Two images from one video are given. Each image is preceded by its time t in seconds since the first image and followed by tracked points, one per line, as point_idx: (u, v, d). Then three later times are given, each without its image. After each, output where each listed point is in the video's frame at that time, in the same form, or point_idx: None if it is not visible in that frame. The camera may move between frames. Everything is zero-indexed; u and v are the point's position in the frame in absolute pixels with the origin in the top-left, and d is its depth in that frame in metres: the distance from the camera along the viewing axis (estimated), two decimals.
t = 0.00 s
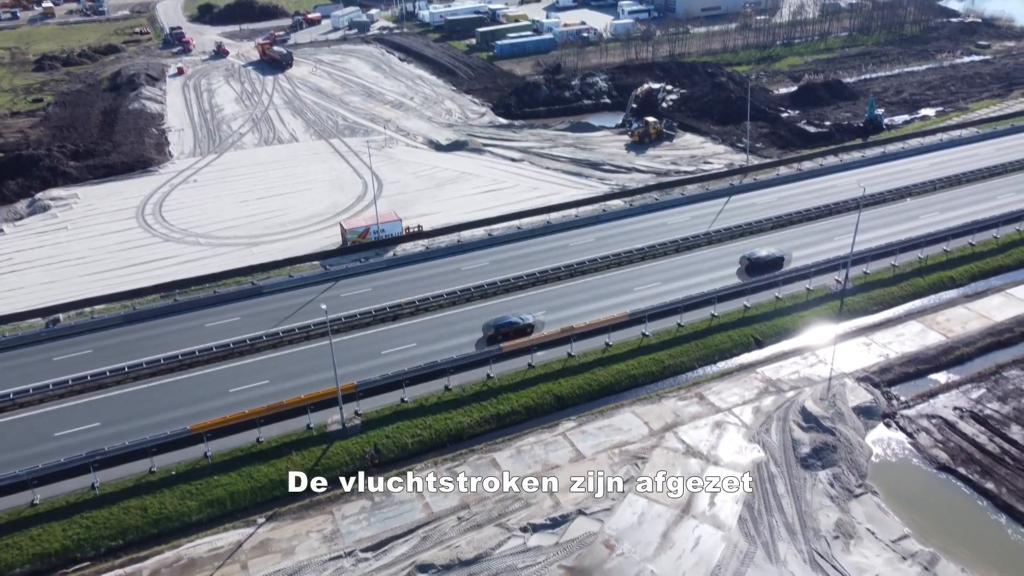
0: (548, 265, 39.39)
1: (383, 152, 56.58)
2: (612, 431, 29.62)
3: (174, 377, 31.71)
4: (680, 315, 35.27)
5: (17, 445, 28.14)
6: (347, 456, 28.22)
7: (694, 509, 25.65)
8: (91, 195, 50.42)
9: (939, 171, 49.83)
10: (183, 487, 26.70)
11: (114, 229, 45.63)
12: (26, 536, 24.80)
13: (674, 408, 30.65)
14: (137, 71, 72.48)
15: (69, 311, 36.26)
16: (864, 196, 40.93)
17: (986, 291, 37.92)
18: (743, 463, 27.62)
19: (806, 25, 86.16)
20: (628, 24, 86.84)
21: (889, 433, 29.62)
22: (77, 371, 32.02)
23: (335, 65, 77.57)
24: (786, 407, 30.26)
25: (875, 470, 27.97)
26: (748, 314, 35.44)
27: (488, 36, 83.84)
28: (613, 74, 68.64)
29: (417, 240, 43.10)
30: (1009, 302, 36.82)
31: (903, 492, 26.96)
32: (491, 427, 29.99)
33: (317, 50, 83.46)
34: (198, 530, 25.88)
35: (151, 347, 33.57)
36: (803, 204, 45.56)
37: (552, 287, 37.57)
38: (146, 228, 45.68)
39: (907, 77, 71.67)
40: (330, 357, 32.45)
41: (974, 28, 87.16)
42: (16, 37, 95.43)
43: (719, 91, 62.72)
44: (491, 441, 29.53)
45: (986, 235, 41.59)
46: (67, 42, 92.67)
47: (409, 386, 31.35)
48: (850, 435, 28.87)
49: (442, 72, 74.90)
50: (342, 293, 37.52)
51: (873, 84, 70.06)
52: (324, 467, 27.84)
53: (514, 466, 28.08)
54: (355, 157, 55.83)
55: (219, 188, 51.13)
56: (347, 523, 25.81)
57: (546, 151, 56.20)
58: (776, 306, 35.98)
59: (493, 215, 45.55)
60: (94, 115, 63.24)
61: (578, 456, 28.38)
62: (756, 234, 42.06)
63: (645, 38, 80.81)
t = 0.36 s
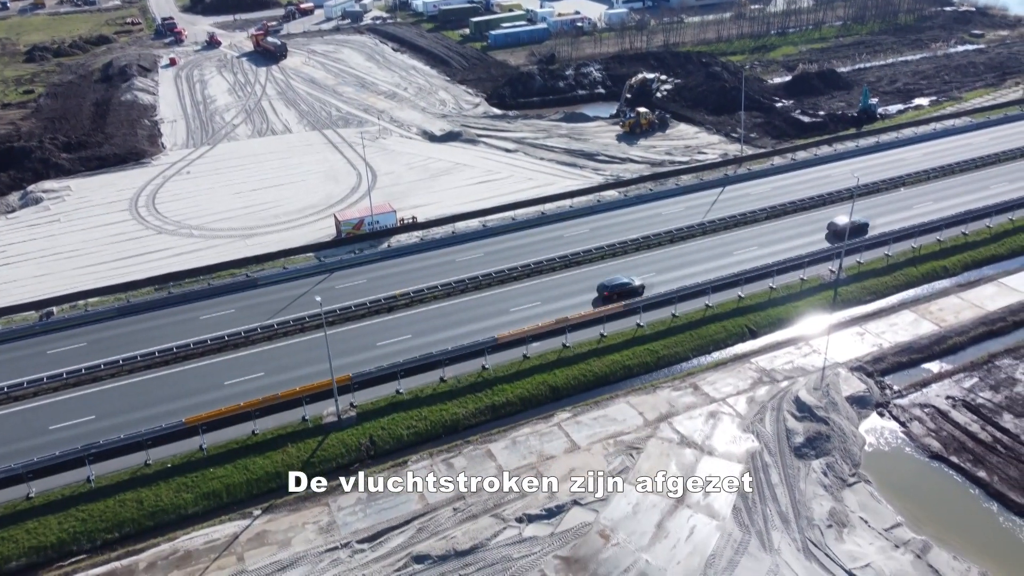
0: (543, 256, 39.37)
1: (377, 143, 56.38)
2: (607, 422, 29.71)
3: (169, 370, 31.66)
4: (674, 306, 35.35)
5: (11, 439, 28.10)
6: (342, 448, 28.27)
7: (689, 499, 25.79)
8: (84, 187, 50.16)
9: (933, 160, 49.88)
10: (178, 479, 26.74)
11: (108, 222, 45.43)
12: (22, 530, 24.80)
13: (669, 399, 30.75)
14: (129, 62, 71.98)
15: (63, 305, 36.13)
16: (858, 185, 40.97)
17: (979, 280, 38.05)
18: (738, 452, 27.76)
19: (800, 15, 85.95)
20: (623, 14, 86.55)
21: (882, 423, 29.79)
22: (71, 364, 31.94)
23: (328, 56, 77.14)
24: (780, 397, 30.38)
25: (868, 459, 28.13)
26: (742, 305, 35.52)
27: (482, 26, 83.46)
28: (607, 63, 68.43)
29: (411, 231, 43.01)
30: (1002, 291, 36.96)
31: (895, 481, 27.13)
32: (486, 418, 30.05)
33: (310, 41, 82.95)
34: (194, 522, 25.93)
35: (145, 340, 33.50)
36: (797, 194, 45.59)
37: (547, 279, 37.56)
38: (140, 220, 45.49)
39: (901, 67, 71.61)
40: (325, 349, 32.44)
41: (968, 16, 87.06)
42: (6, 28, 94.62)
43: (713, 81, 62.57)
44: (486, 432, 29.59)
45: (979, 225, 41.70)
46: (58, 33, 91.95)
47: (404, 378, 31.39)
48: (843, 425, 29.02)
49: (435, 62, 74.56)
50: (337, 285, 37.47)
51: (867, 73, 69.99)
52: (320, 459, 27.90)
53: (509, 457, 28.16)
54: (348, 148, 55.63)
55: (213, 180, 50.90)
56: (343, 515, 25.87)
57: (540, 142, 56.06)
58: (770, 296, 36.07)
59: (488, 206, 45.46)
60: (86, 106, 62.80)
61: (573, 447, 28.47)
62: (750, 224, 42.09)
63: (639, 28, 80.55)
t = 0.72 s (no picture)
0: (537, 247, 39.34)
1: (370, 134, 56.16)
2: (601, 412, 29.79)
3: (163, 363, 31.60)
4: (668, 296, 35.42)
5: (5, 432, 28.04)
6: (337, 440, 28.30)
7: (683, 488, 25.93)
8: (75, 180, 49.88)
9: (926, 150, 49.92)
10: (173, 472, 26.75)
11: (100, 214, 45.20)
12: (17, 523, 24.79)
13: (663, 389, 30.84)
14: (120, 52, 71.45)
15: (56, 297, 35.99)
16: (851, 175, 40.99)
17: (971, 269, 38.20)
18: (731, 442, 27.89)
19: (793, 4, 85.73)
20: (616, 4, 86.27)
21: (875, 411, 29.96)
22: (64, 357, 31.84)
23: (321, 46, 76.69)
24: (774, 386, 30.51)
25: (861, 448, 28.31)
26: (736, 295, 35.61)
27: (475, 16, 83.03)
28: (601, 53, 68.21)
29: (405, 222, 42.89)
30: (994, 280, 37.11)
31: (888, 470, 27.32)
32: (481, 408, 30.11)
33: (303, 31, 82.39)
34: (189, 515, 25.95)
35: (138, 332, 33.41)
36: (790, 184, 45.62)
37: (541, 269, 37.55)
38: (132, 212, 45.29)
39: (894, 56, 71.55)
40: (319, 341, 32.40)
41: (960, 6, 86.99)
42: None
43: (707, 71, 62.42)
44: (481, 423, 29.65)
45: (971, 214, 41.82)
46: (48, 23, 91.10)
47: (399, 369, 31.41)
48: (836, 414, 29.16)
49: (428, 53, 74.20)
50: (331, 277, 37.40)
51: (860, 62, 69.93)
52: (315, 451, 27.91)
53: (504, 448, 28.24)
54: (342, 139, 55.40)
55: (206, 171, 50.66)
56: (338, 506, 25.94)
57: (534, 132, 55.90)
58: (763, 286, 36.16)
59: (482, 197, 45.35)
60: (77, 98, 62.36)
61: (568, 437, 28.57)
62: (744, 214, 42.12)
63: (632, 18, 80.26)
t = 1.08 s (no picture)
0: (531, 237, 39.29)
1: (364, 124, 55.92)
2: (596, 402, 29.86)
3: (157, 355, 31.52)
4: (663, 285, 35.44)
5: None
6: (333, 431, 28.32)
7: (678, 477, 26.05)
8: (67, 171, 49.58)
9: (919, 138, 49.92)
10: (169, 464, 26.73)
11: (92, 206, 44.96)
12: (12, 516, 24.77)
13: (658, 378, 30.92)
14: (111, 43, 70.93)
15: (48, 289, 35.81)
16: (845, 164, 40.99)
17: (965, 258, 38.29)
18: (725, 431, 27.99)
19: None
20: None
21: (868, 400, 30.11)
22: (57, 349, 31.73)
23: (313, 36, 76.21)
24: (768, 375, 30.60)
25: (854, 436, 28.48)
26: (730, 284, 35.65)
27: (469, 5, 82.58)
28: (594, 42, 68.01)
29: (399, 213, 42.77)
30: (987, 269, 37.21)
31: (881, 458, 27.51)
32: (476, 399, 30.15)
33: (295, 20, 81.84)
34: (185, 506, 25.98)
35: (132, 324, 33.31)
36: (784, 173, 45.60)
37: (536, 260, 37.52)
38: (124, 204, 45.06)
39: (887, 45, 71.45)
40: (314, 332, 32.34)
41: None
42: None
43: (701, 60, 62.25)
44: (476, 413, 29.69)
45: (964, 202, 41.89)
46: (37, 13, 90.27)
47: (393, 360, 31.39)
48: (830, 402, 29.28)
49: (422, 42, 73.81)
50: (325, 268, 37.31)
51: (854, 51, 69.81)
52: (311, 442, 27.94)
53: (499, 438, 28.28)
54: (335, 129, 55.15)
55: (198, 163, 50.41)
56: (334, 496, 25.97)
57: (528, 122, 55.73)
58: (758, 275, 36.20)
59: (476, 187, 45.25)
60: (68, 88, 61.91)
61: (563, 427, 28.64)
62: (738, 204, 42.12)
63: (626, 7, 79.94)
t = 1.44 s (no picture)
0: (525, 227, 39.26)
1: (357, 114, 55.66)
2: (590, 391, 29.94)
3: (150, 346, 31.45)
4: (657, 275, 35.46)
5: None
6: (327, 421, 28.35)
7: (672, 465, 26.16)
8: (58, 163, 49.26)
9: (912, 127, 49.98)
10: (163, 455, 26.73)
11: (83, 197, 44.71)
12: (6, 508, 24.73)
13: (652, 366, 31.02)
14: (101, 33, 70.36)
15: (40, 281, 35.63)
16: (838, 153, 41.02)
17: (957, 246, 38.43)
18: (719, 419, 28.10)
19: None
20: None
21: (861, 387, 30.27)
22: (50, 341, 31.61)
23: (305, 26, 75.74)
24: (761, 363, 30.70)
25: (847, 423, 28.66)
26: (724, 273, 35.70)
27: None
28: (587, 31, 67.82)
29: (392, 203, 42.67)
30: (979, 256, 37.35)
31: (874, 445, 27.67)
32: (470, 388, 30.18)
33: (287, 10, 81.30)
34: (180, 497, 25.99)
35: (125, 316, 33.19)
36: (777, 162, 45.63)
37: (530, 250, 37.49)
38: (116, 195, 44.83)
39: (881, 33, 71.41)
40: (308, 323, 32.30)
41: None
42: None
43: (695, 49, 62.12)
44: (471, 403, 29.74)
45: (957, 190, 42.00)
46: (25, 3, 89.41)
47: (388, 350, 31.40)
48: (823, 390, 29.42)
49: (414, 32, 73.44)
50: (318, 259, 37.21)
51: (848, 39, 69.75)
52: (305, 432, 27.97)
53: (494, 427, 28.35)
54: (328, 119, 54.90)
55: (191, 153, 50.14)
56: (329, 486, 26.01)
57: (521, 111, 55.56)
58: (751, 264, 36.27)
59: (470, 177, 45.14)
60: (58, 79, 61.44)
61: (557, 416, 28.72)
62: (732, 192, 42.14)
63: None
